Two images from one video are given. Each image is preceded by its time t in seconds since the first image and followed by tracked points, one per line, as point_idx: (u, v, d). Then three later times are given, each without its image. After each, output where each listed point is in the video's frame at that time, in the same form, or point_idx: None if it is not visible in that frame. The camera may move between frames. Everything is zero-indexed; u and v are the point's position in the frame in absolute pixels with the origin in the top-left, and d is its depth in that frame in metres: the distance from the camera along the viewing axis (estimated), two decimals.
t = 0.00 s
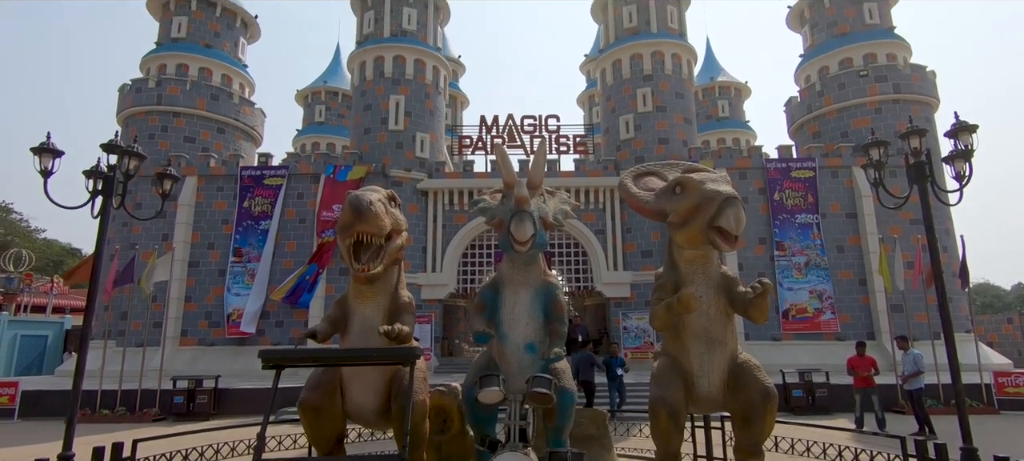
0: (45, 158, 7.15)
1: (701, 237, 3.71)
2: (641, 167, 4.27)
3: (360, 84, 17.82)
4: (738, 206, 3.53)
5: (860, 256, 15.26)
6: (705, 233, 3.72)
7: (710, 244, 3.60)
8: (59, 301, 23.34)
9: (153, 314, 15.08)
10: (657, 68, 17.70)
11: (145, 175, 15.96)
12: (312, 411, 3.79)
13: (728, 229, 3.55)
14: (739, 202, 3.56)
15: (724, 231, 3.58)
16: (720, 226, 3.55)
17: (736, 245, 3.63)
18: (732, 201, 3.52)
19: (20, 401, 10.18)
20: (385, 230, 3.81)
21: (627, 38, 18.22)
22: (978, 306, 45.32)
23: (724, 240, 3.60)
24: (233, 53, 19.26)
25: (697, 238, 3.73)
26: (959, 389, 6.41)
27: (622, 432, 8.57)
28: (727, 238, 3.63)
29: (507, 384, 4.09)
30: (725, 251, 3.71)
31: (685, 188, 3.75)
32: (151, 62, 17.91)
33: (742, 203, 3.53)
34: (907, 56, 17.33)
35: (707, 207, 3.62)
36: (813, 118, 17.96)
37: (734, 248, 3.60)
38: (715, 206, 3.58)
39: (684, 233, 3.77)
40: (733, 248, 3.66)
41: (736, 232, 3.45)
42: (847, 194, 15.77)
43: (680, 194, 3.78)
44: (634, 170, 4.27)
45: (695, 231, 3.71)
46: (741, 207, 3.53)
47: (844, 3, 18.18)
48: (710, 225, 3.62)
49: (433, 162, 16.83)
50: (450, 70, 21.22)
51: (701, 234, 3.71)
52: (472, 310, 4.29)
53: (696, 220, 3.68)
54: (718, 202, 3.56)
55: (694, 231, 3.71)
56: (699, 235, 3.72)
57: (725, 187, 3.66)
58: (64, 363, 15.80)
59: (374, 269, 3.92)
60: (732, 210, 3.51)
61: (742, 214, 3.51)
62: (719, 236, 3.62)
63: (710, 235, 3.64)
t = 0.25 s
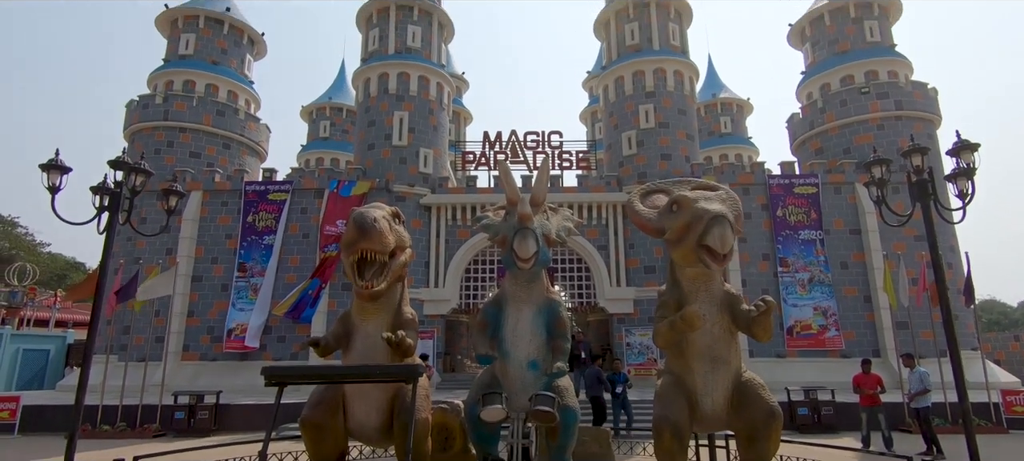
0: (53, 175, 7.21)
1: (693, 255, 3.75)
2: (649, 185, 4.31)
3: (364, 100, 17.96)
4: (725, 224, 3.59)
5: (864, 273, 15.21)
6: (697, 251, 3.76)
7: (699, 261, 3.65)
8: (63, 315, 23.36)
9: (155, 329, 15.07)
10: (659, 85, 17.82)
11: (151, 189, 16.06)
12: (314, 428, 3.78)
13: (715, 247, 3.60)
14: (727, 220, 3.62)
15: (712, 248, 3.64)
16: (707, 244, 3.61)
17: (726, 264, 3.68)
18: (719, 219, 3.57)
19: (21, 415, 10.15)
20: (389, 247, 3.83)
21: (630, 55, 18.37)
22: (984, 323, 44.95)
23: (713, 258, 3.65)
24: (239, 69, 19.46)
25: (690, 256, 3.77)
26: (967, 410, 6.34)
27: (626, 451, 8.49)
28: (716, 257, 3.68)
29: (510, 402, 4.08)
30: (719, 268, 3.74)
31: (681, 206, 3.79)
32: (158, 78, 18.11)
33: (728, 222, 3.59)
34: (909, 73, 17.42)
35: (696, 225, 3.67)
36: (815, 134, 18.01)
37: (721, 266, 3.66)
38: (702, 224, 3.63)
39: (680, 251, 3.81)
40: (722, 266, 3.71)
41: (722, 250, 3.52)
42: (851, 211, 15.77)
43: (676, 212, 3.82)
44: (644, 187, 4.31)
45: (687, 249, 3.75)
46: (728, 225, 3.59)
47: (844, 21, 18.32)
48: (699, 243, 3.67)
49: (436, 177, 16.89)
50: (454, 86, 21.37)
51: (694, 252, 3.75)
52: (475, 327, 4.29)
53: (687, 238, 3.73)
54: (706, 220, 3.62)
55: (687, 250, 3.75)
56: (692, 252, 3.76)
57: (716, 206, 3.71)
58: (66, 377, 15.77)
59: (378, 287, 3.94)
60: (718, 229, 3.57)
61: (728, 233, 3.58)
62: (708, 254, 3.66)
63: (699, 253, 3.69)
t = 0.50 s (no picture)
0: (59, 191, 7.26)
1: (687, 272, 3.76)
2: (658, 202, 4.31)
3: (368, 117, 18.10)
4: (712, 241, 3.56)
5: (868, 290, 15.14)
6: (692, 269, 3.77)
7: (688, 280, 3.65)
8: (65, 329, 23.35)
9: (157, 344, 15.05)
10: (661, 102, 17.93)
11: (155, 205, 16.14)
12: (315, 445, 3.75)
13: (702, 265, 3.59)
14: (716, 237, 3.59)
15: (700, 266, 3.62)
16: (695, 262, 3.61)
17: (718, 281, 3.64)
18: (704, 237, 3.57)
19: (21, 431, 10.11)
20: (393, 263, 3.83)
21: (632, 72, 18.50)
22: (991, 341, 44.53)
23: (701, 276, 3.61)
24: (245, 86, 19.64)
25: (684, 274, 3.78)
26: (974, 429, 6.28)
27: None
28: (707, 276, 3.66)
29: (512, 420, 4.05)
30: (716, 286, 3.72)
31: (676, 224, 3.81)
32: (164, 94, 18.28)
33: (716, 239, 3.58)
34: (910, 91, 17.50)
35: (685, 242, 3.68)
36: (817, 151, 18.05)
37: (711, 285, 3.61)
38: (689, 242, 3.64)
39: (675, 269, 3.82)
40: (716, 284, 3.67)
41: (707, 268, 3.51)
42: (854, 227, 15.74)
43: (672, 229, 3.85)
44: (653, 205, 4.31)
45: (680, 267, 3.77)
46: (715, 242, 3.57)
47: (845, 39, 18.46)
48: (688, 261, 3.68)
49: (439, 193, 16.94)
50: (457, 103, 21.52)
51: (687, 271, 3.76)
52: (477, 344, 4.28)
53: (680, 256, 3.74)
54: (693, 238, 3.62)
55: (681, 267, 3.77)
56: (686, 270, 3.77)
57: (708, 223, 3.70)
58: (66, 393, 15.71)
59: (381, 304, 3.94)
60: (704, 247, 3.57)
61: (715, 250, 3.56)
62: (697, 272, 3.64)
63: (690, 271, 3.69)
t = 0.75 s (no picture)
0: (65, 207, 7.30)
1: (684, 292, 3.78)
2: (663, 221, 4.31)
3: (371, 134, 18.22)
4: (705, 261, 3.59)
5: (872, 309, 15.08)
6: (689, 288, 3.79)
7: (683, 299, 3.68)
8: (66, 345, 23.29)
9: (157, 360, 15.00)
10: (663, 120, 18.03)
11: (159, 220, 16.20)
12: None
13: (695, 284, 3.62)
14: (709, 257, 3.62)
15: (693, 285, 3.65)
16: (688, 281, 3.64)
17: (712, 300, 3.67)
18: (697, 257, 3.60)
19: (19, 447, 10.04)
20: (395, 281, 3.84)
21: (633, 91, 18.64)
22: (998, 362, 44.15)
23: (695, 296, 3.65)
24: (250, 103, 19.82)
25: (682, 294, 3.81)
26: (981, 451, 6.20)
27: None
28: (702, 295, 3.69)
29: (514, 439, 4.02)
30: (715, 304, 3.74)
31: (674, 243, 3.84)
32: (170, 111, 18.44)
33: (708, 258, 3.61)
34: (910, 110, 17.59)
35: (680, 262, 3.71)
36: (819, 169, 18.07)
37: (704, 303, 3.64)
38: (683, 261, 3.68)
39: (672, 288, 3.85)
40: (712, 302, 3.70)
41: (699, 288, 3.54)
42: (857, 245, 15.72)
43: (671, 249, 3.88)
44: (658, 223, 4.31)
45: (676, 286, 3.79)
46: (707, 261, 3.60)
47: (845, 58, 18.60)
48: (683, 280, 3.71)
49: (442, 210, 16.98)
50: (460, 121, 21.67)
51: (683, 290, 3.79)
52: (479, 362, 4.27)
53: (676, 276, 3.77)
54: (687, 257, 3.66)
55: (678, 287, 3.79)
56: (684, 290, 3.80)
57: (703, 243, 3.72)
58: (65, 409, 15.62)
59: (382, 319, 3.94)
60: (697, 266, 3.60)
61: (707, 270, 3.59)
62: (691, 291, 3.67)
63: (685, 290, 3.72)
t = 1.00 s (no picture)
0: (70, 225, 7.33)
1: (693, 310, 3.78)
2: (659, 238, 4.32)
3: (374, 151, 18.32)
4: (719, 280, 3.59)
5: (876, 326, 14.99)
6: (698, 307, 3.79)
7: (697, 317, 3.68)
8: (66, 363, 23.20)
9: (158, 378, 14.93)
10: (664, 138, 18.11)
11: (162, 237, 16.24)
12: None
13: (710, 302, 3.62)
14: (723, 275, 3.62)
15: (708, 303, 3.65)
16: (703, 299, 3.63)
17: (725, 318, 3.68)
18: (712, 275, 3.59)
19: None
20: (398, 299, 3.84)
21: (635, 109, 18.75)
22: (1005, 380, 43.69)
23: (710, 313, 3.64)
24: (254, 121, 19.96)
25: (691, 312, 3.81)
26: None
27: None
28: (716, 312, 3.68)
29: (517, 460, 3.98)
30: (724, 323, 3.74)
31: (682, 261, 3.84)
32: (175, 129, 18.58)
33: (723, 276, 3.61)
34: (911, 127, 17.65)
35: (692, 280, 3.71)
36: (821, 186, 18.08)
37: (719, 320, 3.64)
38: (697, 279, 3.67)
39: (681, 307, 3.84)
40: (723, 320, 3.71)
41: (716, 306, 3.53)
42: (860, 263, 15.68)
43: (679, 267, 3.87)
44: (655, 241, 4.32)
45: (687, 305, 3.78)
46: (722, 280, 3.60)
47: (845, 76, 18.72)
48: (697, 298, 3.70)
49: (444, 226, 17.01)
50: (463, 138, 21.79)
51: (694, 308, 3.78)
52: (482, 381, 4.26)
53: (687, 294, 3.76)
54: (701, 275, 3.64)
55: (688, 305, 3.79)
56: (692, 309, 3.79)
57: (715, 260, 3.71)
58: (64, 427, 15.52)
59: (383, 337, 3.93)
60: (713, 284, 3.59)
61: (723, 288, 3.59)
62: (705, 309, 3.68)
63: (698, 308, 3.72)
